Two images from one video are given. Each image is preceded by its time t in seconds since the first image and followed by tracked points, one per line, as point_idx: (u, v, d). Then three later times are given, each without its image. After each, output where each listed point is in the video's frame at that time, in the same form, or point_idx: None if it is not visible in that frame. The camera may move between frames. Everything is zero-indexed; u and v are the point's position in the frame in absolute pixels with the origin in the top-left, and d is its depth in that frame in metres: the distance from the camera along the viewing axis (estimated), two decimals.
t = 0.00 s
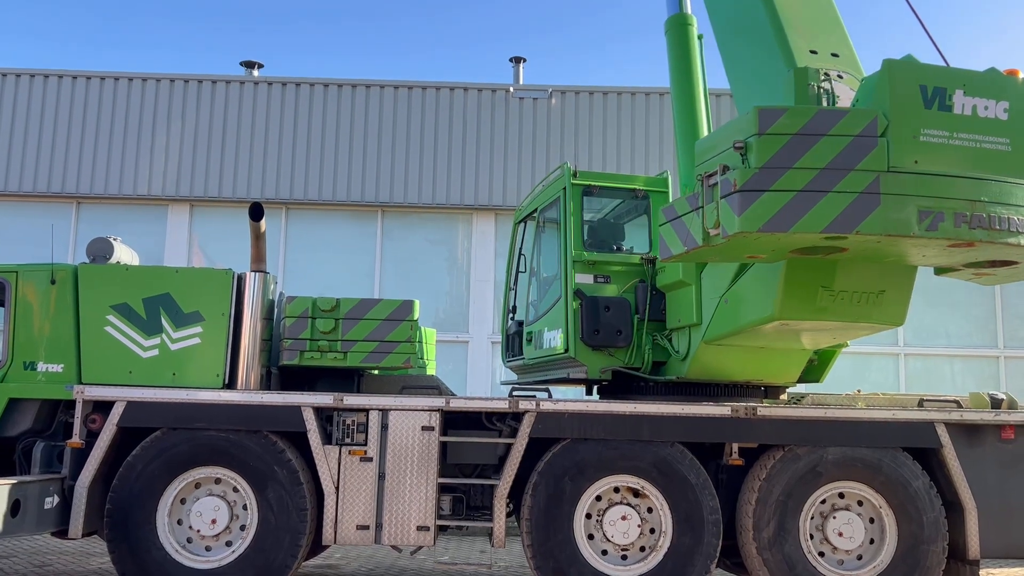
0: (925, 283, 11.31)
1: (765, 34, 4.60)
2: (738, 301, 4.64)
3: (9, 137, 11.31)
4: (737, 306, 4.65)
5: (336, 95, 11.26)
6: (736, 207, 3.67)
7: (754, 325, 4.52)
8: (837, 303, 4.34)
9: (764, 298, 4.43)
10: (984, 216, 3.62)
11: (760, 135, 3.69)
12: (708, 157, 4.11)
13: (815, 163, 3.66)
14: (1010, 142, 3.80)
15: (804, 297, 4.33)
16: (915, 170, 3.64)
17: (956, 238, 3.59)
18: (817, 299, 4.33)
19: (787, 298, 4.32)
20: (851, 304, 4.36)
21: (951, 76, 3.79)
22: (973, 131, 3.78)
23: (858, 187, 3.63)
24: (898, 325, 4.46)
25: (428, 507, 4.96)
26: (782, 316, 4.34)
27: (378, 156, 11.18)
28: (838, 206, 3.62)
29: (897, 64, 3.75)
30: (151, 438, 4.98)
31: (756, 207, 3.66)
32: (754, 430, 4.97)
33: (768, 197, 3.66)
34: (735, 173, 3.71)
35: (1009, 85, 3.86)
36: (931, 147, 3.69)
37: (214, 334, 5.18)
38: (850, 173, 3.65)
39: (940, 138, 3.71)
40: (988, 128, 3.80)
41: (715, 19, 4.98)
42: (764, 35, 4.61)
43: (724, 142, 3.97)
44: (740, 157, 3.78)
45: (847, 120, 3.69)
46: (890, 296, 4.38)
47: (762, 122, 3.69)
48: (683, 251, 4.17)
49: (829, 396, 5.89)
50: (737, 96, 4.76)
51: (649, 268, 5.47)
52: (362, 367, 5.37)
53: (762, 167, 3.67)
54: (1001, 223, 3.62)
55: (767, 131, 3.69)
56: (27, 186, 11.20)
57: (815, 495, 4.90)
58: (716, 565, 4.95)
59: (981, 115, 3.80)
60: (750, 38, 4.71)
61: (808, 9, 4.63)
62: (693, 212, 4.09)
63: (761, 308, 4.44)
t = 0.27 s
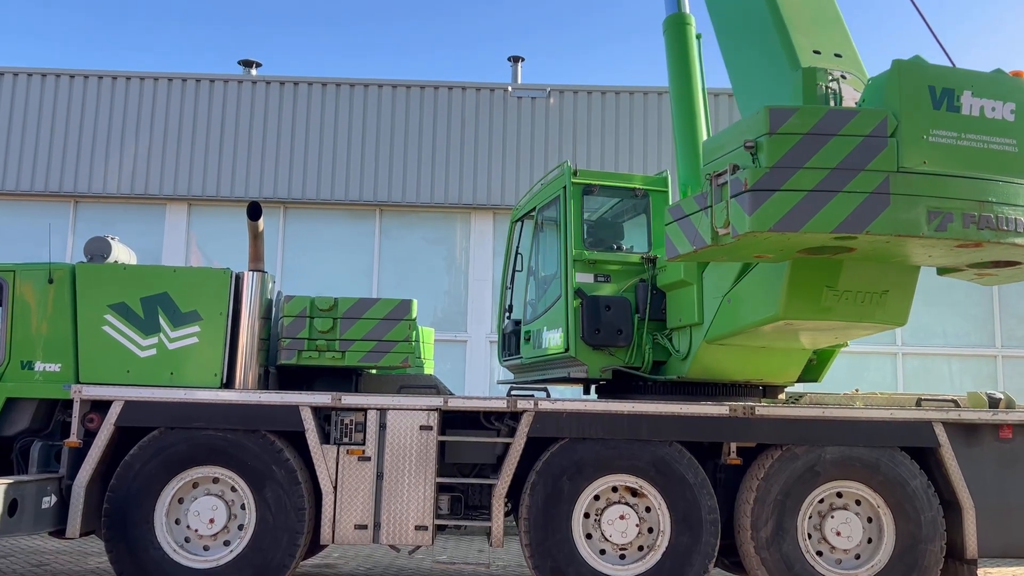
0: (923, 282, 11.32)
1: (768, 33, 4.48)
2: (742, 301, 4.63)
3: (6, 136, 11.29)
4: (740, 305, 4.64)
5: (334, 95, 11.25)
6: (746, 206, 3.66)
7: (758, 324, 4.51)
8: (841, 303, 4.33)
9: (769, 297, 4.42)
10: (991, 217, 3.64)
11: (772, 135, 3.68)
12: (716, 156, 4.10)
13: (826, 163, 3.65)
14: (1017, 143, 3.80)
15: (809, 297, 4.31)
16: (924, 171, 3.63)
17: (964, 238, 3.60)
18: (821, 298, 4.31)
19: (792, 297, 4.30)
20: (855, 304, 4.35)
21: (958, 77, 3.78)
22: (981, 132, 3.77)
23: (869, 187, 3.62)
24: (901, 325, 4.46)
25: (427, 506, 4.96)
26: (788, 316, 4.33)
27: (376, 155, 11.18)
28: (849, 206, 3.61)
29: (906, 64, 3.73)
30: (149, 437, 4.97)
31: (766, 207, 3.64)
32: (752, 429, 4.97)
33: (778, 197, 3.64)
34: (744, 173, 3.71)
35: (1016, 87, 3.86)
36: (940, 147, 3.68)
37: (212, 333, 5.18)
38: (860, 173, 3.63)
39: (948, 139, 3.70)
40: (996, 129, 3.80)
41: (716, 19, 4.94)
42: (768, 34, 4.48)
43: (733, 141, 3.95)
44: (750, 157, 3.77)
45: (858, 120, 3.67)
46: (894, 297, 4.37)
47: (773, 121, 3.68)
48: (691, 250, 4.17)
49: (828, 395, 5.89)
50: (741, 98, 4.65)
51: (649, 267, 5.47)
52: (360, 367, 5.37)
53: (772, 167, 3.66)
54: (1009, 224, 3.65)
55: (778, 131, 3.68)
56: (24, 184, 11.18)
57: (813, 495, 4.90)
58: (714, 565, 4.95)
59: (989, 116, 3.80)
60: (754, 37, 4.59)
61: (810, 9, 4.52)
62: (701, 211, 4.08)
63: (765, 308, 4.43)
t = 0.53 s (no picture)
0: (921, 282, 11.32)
1: (771, 32, 4.46)
2: (747, 300, 4.62)
3: (4, 136, 11.28)
4: (744, 305, 4.64)
5: (332, 94, 11.24)
6: (757, 205, 3.65)
7: (763, 323, 4.50)
8: (846, 303, 4.32)
9: (774, 296, 4.41)
10: (999, 217, 3.65)
11: (783, 134, 3.65)
12: (725, 154, 4.05)
13: (836, 163, 3.63)
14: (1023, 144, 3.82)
15: (815, 297, 4.31)
16: (933, 171, 3.63)
17: (973, 238, 3.61)
18: (826, 299, 4.31)
19: (797, 297, 4.29)
20: (860, 304, 4.35)
21: (966, 78, 3.78)
22: (989, 133, 3.78)
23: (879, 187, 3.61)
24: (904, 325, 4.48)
25: (425, 506, 4.96)
26: (795, 316, 4.32)
27: (374, 154, 11.17)
28: (860, 206, 3.61)
29: (916, 65, 3.73)
30: (148, 437, 4.97)
31: (777, 206, 3.62)
32: (750, 429, 4.97)
33: (790, 196, 3.62)
34: (756, 172, 3.69)
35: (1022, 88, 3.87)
36: (949, 148, 3.68)
37: (210, 333, 5.17)
38: (871, 172, 3.63)
39: (957, 140, 3.70)
40: (1003, 130, 3.80)
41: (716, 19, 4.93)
42: (771, 33, 4.46)
43: (742, 139, 3.92)
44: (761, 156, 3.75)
45: (868, 120, 3.66)
46: (899, 297, 4.38)
47: (784, 120, 3.65)
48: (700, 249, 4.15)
49: (826, 395, 5.89)
50: (743, 98, 4.66)
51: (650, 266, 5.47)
52: (359, 366, 5.36)
53: (783, 166, 3.64)
54: (1016, 224, 3.67)
55: (788, 130, 3.65)
56: (22, 184, 11.17)
57: (811, 494, 4.90)
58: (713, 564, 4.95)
59: (997, 117, 3.80)
60: (756, 37, 4.58)
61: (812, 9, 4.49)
62: (710, 210, 4.07)
63: (770, 307, 4.43)
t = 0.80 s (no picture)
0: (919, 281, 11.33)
1: (776, 33, 4.47)
2: (751, 299, 4.61)
3: (3, 135, 11.27)
4: (748, 303, 4.63)
5: (331, 93, 11.24)
6: (768, 204, 3.64)
7: (768, 322, 4.49)
8: (850, 302, 4.34)
9: (779, 295, 4.41)
10: (1007, 217, 3.66)
11: (793, 133, 3.65)
12: (734, 153, 4.04)
13: (846, 162, 3.63)
14: None
15: (820, 296, 4.31)
16: (942, 171, 3.63)
17: (981, 237, 3.61)
18: (831, 298, 4.32)
19: (801, 296, 4.30)
20: (864, 303, 4.36)
21: (974, 77, 3.78)
22: (996, 133, 3.78)
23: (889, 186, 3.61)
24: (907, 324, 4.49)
25: (425, 504, 4.96)
26: (801, 315, 4.33)
27: (373, 153, 11.17)
28: (870, 206, 3.61)
29: (925, 65, 3.72)
30: (146, 436, 4.97)
31: (789, 205, 3.61)
32: (749, 427, 4.98)
33: (801, 194, 3.62)
34: (767, 171, 3.68)
35: None
36: (958, 147, 3.68)
37: (209, 332, 5.17)
38: (880, 172, 3.63)
39: (965, 139, 3.70)
40: (1010, 130, 3.81)
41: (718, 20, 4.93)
42: (776, 34, 4.47)
43: (750, 138, 3.91)
44: (771, 155, 3.74)
45: (877, 119, 3.66)
46: (902, 296, 4.39)
47: (794, 119, 3.66)
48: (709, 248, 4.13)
49: (825, 393, 5.89)
50: (745, 99, 4.68)
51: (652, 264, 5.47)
52: (358, 365, 5.36)
53: (794, 165, 3.63)
54: None
55: (799, 129, 3.65)
56: (21, 183, 11.16)
57: (810, 493, 4.91)
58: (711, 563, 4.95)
59: (1004, 117, 3.81)
60: (759, 37, 4.58)
61: (815, 9, 4.49)
62: (718, 209, 4.06)
63: (775, 306, 4.43)
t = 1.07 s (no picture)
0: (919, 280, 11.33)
1: (778, 30, 4.42)
2: (756, 298, 4.60)
3: (2, 134, 11.26)
4: (753, 303, 4.62)
5: (331, 92, 11.23)
6: (779, 203, 3.62)
7: (773, 321, 4.48)
8: (855, 301, 4.35)
9: (784, 293, 4.41)
10: (1015, 217, 3.67)
11: (804, 132, 3.62)
12: (742, 153, 4.02)
13: (857, 161, 3.61)
14: None
15: (826, 295, 4.31)
16: (951, 170, 3.63)
17: (991, 237, 3.62)
18: (836, 297, 4.32)
19: (808, 295, 4.30)
20: (868, 302, 4.37)
21: (981, 78, 3.80)
22: (1003, 133, 3.80)
23: (898, 186, 3.60)
24: (909, 323, 4.51)
25: (424, 503, 4.96)
26: (808, 314, 4.32)
27: (372, 153, 11.16)
28: (880, 205, 3.59)
29: (934, 64, 3.71)
30: (145, 436, 4.97)
31: (800, 204, 3.60)
32: (748, 426, 4.98)
33: (812, 194, 3.60)
34: (778, 170, 3.65)
35: None
36: (966, 147, 3.68)
37: (208, 332, 5.17)
38: (890, 172, 3.61)
39: (973, 139, 3.71)
40: (1016, 130, 3.84)
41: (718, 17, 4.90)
42: (777, 32, 4.43)
43: (760, 136, 3.89)
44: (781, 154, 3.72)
45: (887, 119, 3.64)
46: (904, 296, 4.41)
47: (806, 118, 3.63)
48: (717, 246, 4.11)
49: (824, 392, 5.89)
50: (746, 93, 4.65)
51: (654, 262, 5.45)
52: (357, 364, 5.37)
53: (805, 164, 3.61)
54: None
55: (810, 128, 3.62)
56: (20, 183, 11.15)
57: (809, 492, 4.91)
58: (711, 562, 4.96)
59: (1011, 117, 3.84)
60: (761, 32, 4.54)
61: (819, 8, 4.44)
62: (728, 208, 4.04)
63: (780, 304, 4.42)
